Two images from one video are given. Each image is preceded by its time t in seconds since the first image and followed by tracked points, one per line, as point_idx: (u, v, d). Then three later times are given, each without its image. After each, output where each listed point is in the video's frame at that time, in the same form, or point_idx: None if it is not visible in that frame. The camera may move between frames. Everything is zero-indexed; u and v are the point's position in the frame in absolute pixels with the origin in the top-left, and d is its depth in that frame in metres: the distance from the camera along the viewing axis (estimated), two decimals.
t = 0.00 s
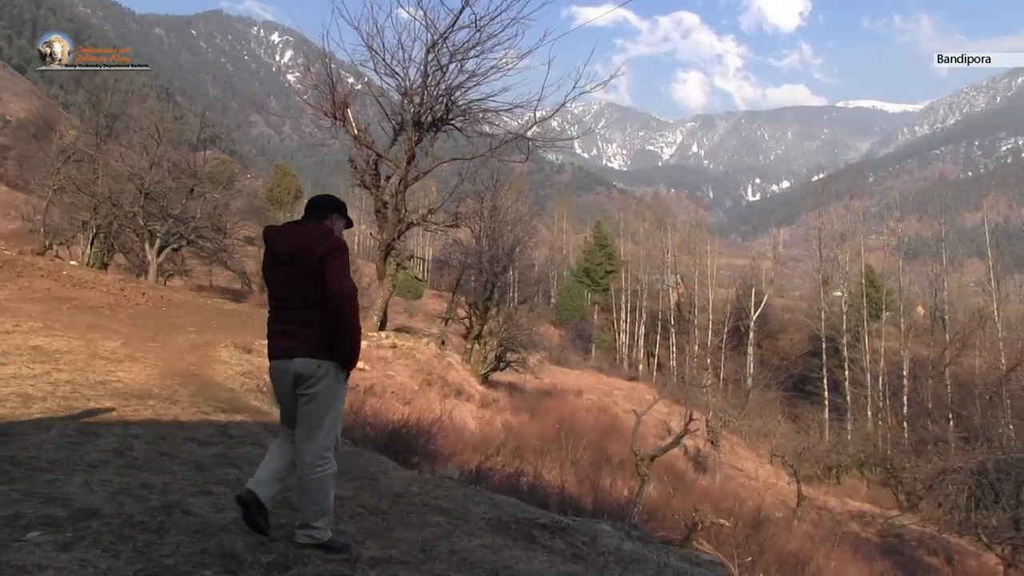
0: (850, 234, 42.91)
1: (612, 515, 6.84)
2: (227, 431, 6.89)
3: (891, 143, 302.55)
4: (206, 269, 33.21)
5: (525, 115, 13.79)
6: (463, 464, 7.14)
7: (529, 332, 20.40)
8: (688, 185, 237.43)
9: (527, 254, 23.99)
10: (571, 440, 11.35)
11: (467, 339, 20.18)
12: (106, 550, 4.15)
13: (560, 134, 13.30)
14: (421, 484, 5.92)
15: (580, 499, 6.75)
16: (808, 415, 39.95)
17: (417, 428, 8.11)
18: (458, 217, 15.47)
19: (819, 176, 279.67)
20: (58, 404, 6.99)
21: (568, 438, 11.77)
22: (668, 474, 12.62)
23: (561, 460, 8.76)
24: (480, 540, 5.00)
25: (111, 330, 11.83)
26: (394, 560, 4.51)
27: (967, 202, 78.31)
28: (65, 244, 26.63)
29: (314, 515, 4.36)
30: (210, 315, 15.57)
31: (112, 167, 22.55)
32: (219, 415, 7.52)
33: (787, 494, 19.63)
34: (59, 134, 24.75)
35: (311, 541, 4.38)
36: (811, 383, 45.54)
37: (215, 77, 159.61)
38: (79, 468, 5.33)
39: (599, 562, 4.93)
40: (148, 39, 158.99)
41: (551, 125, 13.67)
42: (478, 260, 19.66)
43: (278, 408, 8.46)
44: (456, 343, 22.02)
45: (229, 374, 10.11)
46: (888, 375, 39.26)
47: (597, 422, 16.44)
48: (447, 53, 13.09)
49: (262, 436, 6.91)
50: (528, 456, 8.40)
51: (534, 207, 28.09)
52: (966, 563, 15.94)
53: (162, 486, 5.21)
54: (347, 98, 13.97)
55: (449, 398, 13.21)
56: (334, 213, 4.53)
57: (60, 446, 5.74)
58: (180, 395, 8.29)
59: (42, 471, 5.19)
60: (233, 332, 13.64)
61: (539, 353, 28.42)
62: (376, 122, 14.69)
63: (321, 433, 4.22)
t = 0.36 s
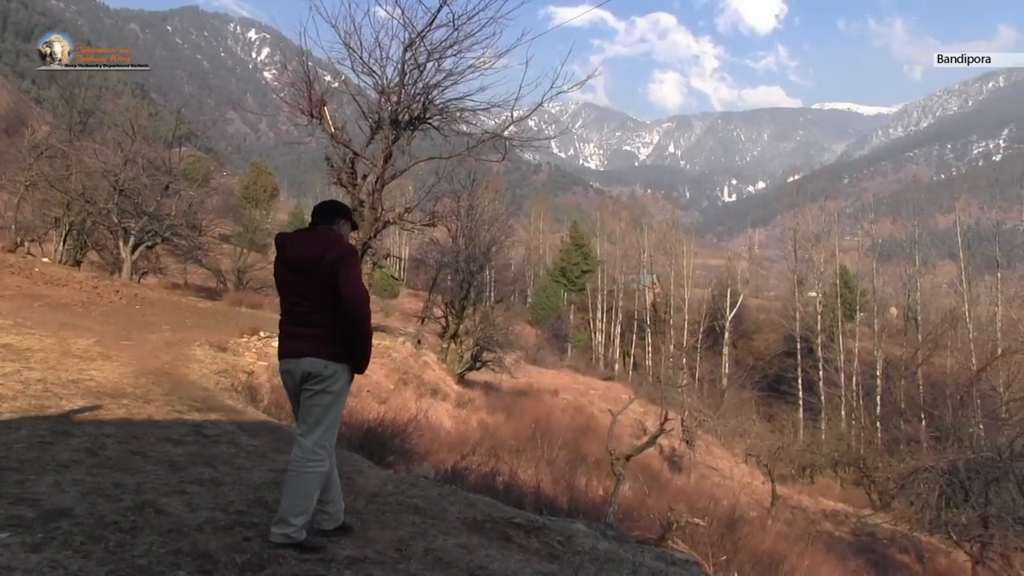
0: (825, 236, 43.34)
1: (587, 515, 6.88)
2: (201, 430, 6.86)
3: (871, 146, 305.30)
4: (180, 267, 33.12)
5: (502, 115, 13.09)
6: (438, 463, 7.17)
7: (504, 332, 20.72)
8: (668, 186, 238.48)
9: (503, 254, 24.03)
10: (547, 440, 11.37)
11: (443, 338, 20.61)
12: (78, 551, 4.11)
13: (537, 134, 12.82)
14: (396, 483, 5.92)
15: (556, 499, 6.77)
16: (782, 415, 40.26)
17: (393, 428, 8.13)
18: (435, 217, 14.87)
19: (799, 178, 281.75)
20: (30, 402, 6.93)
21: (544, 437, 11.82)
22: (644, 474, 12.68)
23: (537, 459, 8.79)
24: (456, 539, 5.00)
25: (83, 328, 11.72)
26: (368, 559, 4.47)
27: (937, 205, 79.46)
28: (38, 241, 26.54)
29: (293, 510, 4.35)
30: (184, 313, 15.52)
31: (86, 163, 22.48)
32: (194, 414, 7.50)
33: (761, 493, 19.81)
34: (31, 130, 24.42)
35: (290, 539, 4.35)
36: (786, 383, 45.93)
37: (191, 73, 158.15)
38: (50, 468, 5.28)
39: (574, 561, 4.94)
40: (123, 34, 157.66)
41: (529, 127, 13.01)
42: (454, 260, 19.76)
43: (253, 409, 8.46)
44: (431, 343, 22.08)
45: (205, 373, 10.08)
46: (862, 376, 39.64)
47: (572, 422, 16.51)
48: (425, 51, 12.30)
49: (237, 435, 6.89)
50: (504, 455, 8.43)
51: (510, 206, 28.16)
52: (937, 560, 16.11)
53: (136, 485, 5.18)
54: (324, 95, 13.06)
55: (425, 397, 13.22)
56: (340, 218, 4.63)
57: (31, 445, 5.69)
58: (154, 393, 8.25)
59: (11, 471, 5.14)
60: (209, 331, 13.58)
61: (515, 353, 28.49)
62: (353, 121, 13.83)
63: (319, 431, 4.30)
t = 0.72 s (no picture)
0: (797, 239, 43.69)
1: (561, 515, 6.90)
2: (172, 430, 6.81)
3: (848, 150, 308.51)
4: (151, 264, 32.83)
5: (479, 115, 12.94)
6: (413, 463, 7.16)
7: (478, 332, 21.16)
8: (645, 188, 239.90)
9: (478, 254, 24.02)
10: (521, 440, 11.40)
11: (417, 339, 20.57)
12: (43, 554, 4.05)
13: (514, 134, 12.89)
14: (369, 483, 5.91)
15: (529, 499, 6.80)
16: (754, 415, 40.69)
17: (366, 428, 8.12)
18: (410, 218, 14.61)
19: (777, 180, 284.25)
20: None
21: (518, 437, 11.84)
22: (617, 474, 12.73)
23: (511, 459, 8.79)
24: (429, 540, 4.98)
25: (52, 327, 11.57)
26: (340, 560, 4.43)
27: (906, 209, 80.71)
28: (7, 236, 26.54)
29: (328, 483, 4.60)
30: (156, 312, 15.40)
31: (55, 159, 22.18)
32: (165, 413, 7.44)
33: (732, 493, 19.97)
34: None
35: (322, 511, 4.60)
36: (759, 384, 46.43)
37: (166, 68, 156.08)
38: (14, 469, 5.21)
39: (547, 561, 4.95)
40: (96, 28, 156.00)
41: (505, 127, 12.86)
42: (429, 260, 19.72)
43: (226, 408, 8.42)
44: (405, 343, 22.03)
45: (177, 372, 10.01)
46: (833, 377, 40.12)
47: (546, 422, 16.56)
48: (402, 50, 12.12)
49: (208, 435, 6.84)
50: (478, 456, 8.43)
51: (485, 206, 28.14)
52: (904, 558, 16.30)
53: (104, 486, 5.12)
54: (300, 93, 12.84)
55: (399, 398, 13.21)
56: (345, 222, 4.95)
57: None
58: (124, 392, 8.17)
59: None
60: (182, 330, 13.47)
61: (489, 353, 28.49)
62: (328, 120, 13.56)
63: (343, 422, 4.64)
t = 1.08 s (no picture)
0: (763, 241, 44.07)
1: (526, 515, 6.92)
2: (133, 429, 6.75)
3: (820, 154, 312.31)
4: (113, 262, 32.39)
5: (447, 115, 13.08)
6: (377, 464, 7.16)
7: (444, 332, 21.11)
8: (616, 190, 241.25)
9: (444, 254, 24.01)
10: (486, 440, 11.43)
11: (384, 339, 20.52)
12: None
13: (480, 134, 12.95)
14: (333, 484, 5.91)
15: (494, 500, 6.81)
16: (718, 417, 41.18)
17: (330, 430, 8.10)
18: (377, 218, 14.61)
19: (748, 183, 287.02)
20: None
21: (483, 438, 11.87)
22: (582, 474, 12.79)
23: (475, 460, 8.81)
24: (393, 540, 4.97)
25: (12, 325, 11.38)
26: (303, 561, 4.39)
27: (869, 214, 81.87)
28: None
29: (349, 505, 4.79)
30: (118, 309, 15.21)
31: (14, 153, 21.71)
32: (126, 412, 7.37)
33: (695, 494, 20.16)
34: None
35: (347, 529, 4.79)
36: (722, 386, 46.97)
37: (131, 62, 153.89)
38: None
39: (511, 562, 4.96)
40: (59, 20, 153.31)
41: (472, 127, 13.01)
42: (394, 260, 19.40)
43: (189, 407, 8.36)
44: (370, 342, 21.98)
45: (139, 371, 9.91)
46: (796, 379, 40.67)
47: (510, 422, 16.63)
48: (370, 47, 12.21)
49: (170, 434, 6.79)
50: (443, 456, 8.43)
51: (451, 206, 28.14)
52: (863, 558, 16.48)
53: (61, 487, 5.06)
54: (267, 90, 12.84)
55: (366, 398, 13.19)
56: (354, 228, 4.95)
57: None
58: (83, 391, 8.07)
59: None
60: (145, 328, 13.33)
61: (453, 353, 28.52)
62: (294, 117, 13.59)
63: (356, 427, 4.64)
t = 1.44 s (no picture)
0: (724, 244, 44.20)
1: (487, 515, 6.92)
2: (87, 428, 6.66)
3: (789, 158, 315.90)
4: (68, 258, 31.75)
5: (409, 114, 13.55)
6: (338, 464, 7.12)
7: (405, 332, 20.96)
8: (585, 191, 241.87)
9: (406, 253, 23.91)
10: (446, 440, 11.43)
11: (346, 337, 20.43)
12: None
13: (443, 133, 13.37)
14: (292, 483, 5.88)
15: (455, 500, 6.80)
16: (679, 418, 41.52)
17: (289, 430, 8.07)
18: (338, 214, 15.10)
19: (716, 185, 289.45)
20: None
21: (443, 438, 11.87)
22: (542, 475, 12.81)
23: (436, 460, 8.80)
24: (351, 540, 4.94)
25: None
26: (262, 561, 4.36)
27: (827, 218, 82.99)
28: None
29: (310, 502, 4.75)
30: (74, 307, 14.93)
31: None
32: (81, 411, 7.28)
33: (654, 494, 20.29)
34: None
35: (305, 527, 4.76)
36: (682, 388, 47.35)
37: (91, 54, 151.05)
38: None
39: (470, 561, 4.96)
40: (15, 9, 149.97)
41: (435, 125, 13.45)
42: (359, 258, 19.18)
43: (147, 406, 8.25)
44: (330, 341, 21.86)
45: (93, 369, 9.75)
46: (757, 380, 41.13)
47: (471, 422, 16.66)
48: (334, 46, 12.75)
49: (127, 433, 6.72)
50: (403, 456, 8.41)
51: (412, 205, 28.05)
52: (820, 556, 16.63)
53: (12, 488, 4.97)
54: (229, 86, 13.39)
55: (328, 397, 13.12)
56: (352, 235, 5.03)
57: None
58: (37, 389, 7.95)
59: None
60: (103, 326, 13.13)
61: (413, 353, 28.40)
62: (257, 114, 14.33)
63: (339, 427, 4.73)
